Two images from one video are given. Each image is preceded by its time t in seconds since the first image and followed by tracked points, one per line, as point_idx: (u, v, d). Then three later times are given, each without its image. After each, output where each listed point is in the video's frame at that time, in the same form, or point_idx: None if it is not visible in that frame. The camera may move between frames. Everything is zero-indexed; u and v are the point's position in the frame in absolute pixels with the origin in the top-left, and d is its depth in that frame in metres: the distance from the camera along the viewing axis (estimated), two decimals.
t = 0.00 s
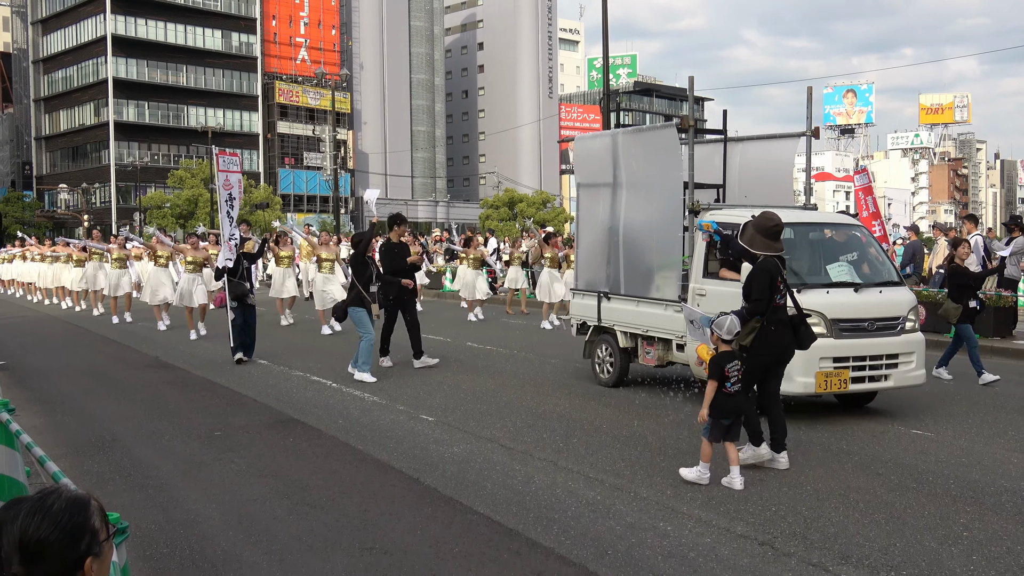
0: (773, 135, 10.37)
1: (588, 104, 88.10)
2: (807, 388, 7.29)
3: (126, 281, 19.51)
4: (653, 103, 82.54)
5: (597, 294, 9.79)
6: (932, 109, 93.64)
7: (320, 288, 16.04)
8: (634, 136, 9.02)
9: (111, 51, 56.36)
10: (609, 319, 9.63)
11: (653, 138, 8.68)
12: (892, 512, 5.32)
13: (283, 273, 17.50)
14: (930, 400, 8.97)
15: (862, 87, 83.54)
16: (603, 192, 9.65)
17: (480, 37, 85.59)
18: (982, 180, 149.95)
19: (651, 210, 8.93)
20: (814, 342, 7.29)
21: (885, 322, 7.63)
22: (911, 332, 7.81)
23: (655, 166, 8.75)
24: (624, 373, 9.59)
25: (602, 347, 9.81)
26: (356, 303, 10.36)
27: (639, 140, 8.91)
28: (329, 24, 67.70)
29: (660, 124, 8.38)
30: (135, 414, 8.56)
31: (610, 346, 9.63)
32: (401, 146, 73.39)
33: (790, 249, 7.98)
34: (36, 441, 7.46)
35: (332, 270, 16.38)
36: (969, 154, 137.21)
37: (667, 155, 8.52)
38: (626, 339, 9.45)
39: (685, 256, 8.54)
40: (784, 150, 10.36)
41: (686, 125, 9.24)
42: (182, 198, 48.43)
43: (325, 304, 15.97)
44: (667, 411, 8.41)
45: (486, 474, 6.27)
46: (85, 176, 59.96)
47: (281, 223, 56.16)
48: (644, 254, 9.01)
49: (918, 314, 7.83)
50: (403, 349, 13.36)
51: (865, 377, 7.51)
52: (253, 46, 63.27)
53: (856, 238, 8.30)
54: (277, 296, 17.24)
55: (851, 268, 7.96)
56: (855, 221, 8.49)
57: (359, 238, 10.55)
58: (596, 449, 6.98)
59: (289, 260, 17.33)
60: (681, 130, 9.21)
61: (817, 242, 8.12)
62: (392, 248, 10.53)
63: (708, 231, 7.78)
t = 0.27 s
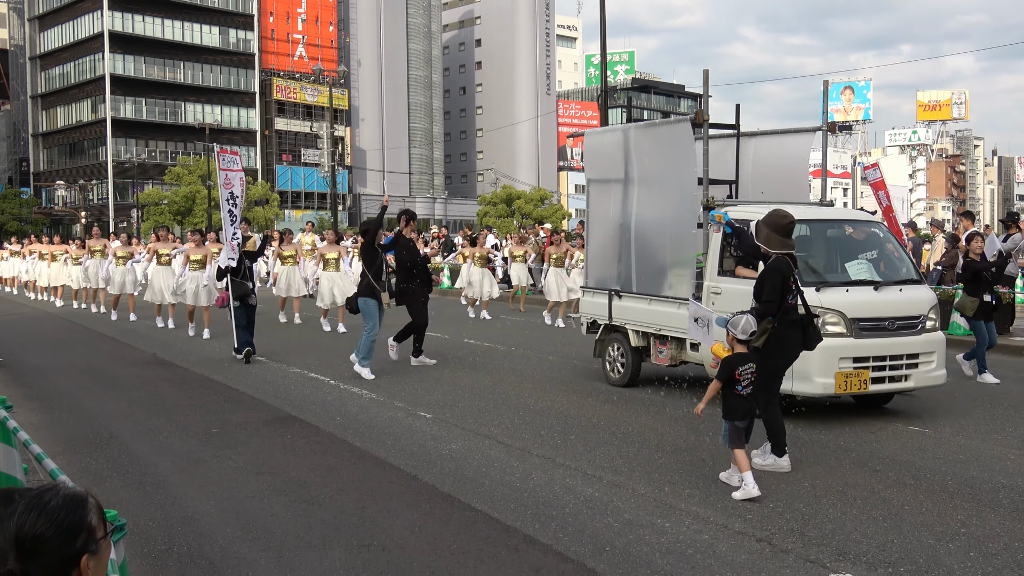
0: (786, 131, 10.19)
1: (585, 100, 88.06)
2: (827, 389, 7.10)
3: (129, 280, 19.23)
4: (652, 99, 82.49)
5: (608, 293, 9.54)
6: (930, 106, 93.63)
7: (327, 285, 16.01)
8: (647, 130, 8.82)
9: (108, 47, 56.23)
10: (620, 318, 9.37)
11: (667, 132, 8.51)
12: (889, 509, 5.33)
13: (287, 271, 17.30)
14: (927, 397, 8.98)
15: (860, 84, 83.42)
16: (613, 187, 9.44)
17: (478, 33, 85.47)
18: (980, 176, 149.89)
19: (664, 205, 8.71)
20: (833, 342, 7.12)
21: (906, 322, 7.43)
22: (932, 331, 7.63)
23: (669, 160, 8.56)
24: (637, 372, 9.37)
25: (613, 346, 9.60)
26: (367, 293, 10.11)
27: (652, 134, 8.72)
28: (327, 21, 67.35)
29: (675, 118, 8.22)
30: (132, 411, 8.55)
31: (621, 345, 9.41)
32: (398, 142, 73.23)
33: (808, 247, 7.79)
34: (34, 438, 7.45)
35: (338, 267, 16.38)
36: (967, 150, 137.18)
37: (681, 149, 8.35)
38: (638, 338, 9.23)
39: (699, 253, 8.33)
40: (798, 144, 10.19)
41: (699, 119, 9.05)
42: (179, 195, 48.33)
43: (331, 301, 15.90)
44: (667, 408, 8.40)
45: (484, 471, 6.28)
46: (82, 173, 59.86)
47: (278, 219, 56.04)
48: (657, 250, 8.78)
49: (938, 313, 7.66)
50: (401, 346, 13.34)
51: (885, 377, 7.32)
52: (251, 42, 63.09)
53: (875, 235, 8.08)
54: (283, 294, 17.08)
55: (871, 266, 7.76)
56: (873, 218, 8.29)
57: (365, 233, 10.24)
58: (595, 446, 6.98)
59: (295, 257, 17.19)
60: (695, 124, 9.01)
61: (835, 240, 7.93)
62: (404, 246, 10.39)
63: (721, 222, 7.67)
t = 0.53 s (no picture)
0: (801, 126, 10.00)
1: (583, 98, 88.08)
2: (846, 392, 6.92)
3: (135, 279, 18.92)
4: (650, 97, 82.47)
5: (619, 292, 9.40)
6: (928, 104, 93.60)
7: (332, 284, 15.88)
8: (660, 127, 8.64)
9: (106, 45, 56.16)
10: (633, 317, 9.23)
11: (679, 128, 8.32)
12: (887, 507, 5.34)
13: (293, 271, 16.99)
14: (926, 396, 8.97)
15: (858, 82, 83.36)
16: (624, 185, 9.25)
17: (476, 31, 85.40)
18: (977, 175, 149.89)
19: (677, 203, 8.54)
20: (854, 343, 6.92)
21: (926, 322, 7.24)
22: (952, 331, 7.44)
23: (682, 157, 8.38)
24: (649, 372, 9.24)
25: (625, 346, 9.45)
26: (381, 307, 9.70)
27: (664, 131, 8.54)
28: (324, 18, 67.16)
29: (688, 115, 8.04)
30: (130, 410, 8.55)
31: (632, 345, 9.29)
32: (397, 140, 73.21)
33: (825, 245, 7.58)
34: (32, 436, 7.44)
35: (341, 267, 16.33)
36: (965, 149, 137.15)
37: (695, 146, 8.16)
38: (649, 338, 9.11)
39: (714, 253, 8.16)
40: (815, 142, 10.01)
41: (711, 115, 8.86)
42: (177, 193, 48.24)
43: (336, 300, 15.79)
44: (666, 406, 8.39)
45: (482, 470, 6.27)
46: (80, 171, 59.79)
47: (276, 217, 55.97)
48: (669, 249, 8.62)
49: (959, 313, 7.46)
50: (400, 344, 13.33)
51: (905, 379, 7.13)
52: (249, 40, 62.99)
53: (894, 233, 7.87)
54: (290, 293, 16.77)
55: (890, 264, 7.53)
56: (891, 215, 8.08)
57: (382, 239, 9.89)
58: (593, 444, 6.99)
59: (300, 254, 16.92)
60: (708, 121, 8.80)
61: (852, 238, 7.70)
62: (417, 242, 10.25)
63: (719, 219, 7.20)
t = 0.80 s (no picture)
0: (818, 125, 9.39)
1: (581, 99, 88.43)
2: (866, 395, 6.82)
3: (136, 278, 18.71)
4: (648, 97, 82.49)
5: (630, 293, 9.28)
6: (925, 105, 93.67)
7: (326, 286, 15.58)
8: (672, 126, 8.55)
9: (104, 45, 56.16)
10: (643, 319, 9.13)
11: (692, 126, 8.24)
12: (884, 507, 5.35)
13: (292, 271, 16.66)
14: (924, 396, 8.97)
15: (856, 83, 83.40)
16: (635, 184, 9.16)
17: (474, 32, 85.44)
18: (975, 175, 149.95)
19: (688, 203, 8.45)
20: (873, 347, 6.83)
21: (946, 325, 7.13)
22: (971, 333, 7.34)
23: (695, 156, 8.29)
24: (659, 376, 9.06)
25: (636, 348, 9.31)
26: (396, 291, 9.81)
27: (677, 129, 8.46)
28: (323, 18, 67.23)
29: (701, 112, 7.98)
30: (128, 410, 8.54)
31: (644, 348, 9.14)
32: (394, 140, 73.23)
33: (843, 245, 7.46)
34: (30, 436, 7.42)
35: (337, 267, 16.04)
36: (962, 149, 137.25)
37: (709, 145, 8.08)
38: (660, 340, 8.98)
39: (727, 253, 8.09)
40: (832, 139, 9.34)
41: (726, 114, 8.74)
42: (175, 193, 48.19)
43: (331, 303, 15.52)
44: (663, 407, 8.41)
45: (480, 470, 6.26)
46: (78, 171, 59.74)
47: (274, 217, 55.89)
48: (683, 249, 8.54)
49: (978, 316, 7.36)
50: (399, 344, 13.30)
51: (925, 382, 7.02)
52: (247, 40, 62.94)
53: (913, 233, 7.74)
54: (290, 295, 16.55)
55: (908, 266, 7.43)
56: (909, 216, 7.92)
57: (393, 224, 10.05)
58: (592, 444, 6.99)
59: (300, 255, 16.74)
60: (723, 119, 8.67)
61: (868, 238, 7.58)
62: (439, 238, 10.36)
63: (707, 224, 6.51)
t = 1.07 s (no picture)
0: (830, 125, 9.35)
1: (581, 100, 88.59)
2: (884, 401, 6.60)
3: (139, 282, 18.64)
4: (646, 99, 82.61)
5: (640, 295, 9.12)
6: (924, 106, 93.73)
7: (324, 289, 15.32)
8: (687, 126, 8.37)
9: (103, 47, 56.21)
10: (653, 323, 8.97)
11: (707, 127, 8.09)
12: (884, 508, 5.35)
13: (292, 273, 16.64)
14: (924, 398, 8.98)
15: (855, 84, 83.42)
16: (645, 185, 8.98)
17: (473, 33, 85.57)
18: (973, 176, 149.99)
19: (701, 205, 8.26)
20: (891, 351, 6.61)
21: (964, 328, 6.88)
22: (990, 337, 7.09)
23: (709, 157, 8.12)
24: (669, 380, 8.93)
25: (646, 353, 9.16)
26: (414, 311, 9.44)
27: (690, 129, 8.29)
28: (322, 20, 67.06)
29: (715, 112, 7.81)
30: (127, 412, 8.54)
31: (654, 351, 9.01)
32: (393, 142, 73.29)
33: (858, 247, 7.18)
34: (29, 438, 7.43)
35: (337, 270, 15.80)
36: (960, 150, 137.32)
37: (723, 146, 7.91)
38: (672, 344, 8.81)
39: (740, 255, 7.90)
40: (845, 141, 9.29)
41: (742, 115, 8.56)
42: (174, 195, 48.17)
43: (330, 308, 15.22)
44: (662, 409, 8.42)
45: (480, 472, 6.27)
46: (76, 173, 59.76)
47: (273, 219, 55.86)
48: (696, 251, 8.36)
49: (997, 319, 7.11)
50: (399, 346, 13.31)
51: (945, 387, 6.78)
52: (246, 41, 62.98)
53: (931, 234, 7.48)
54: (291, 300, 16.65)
55: (926, 268, 7.17)
56: (926, 217, 7.65)
57: (408, 235, 9.64)
58: (591, 445, 7.00)
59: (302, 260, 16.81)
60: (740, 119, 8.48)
61: (884, 240, 7.31)
62: (450, 242, 10.25)
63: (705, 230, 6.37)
